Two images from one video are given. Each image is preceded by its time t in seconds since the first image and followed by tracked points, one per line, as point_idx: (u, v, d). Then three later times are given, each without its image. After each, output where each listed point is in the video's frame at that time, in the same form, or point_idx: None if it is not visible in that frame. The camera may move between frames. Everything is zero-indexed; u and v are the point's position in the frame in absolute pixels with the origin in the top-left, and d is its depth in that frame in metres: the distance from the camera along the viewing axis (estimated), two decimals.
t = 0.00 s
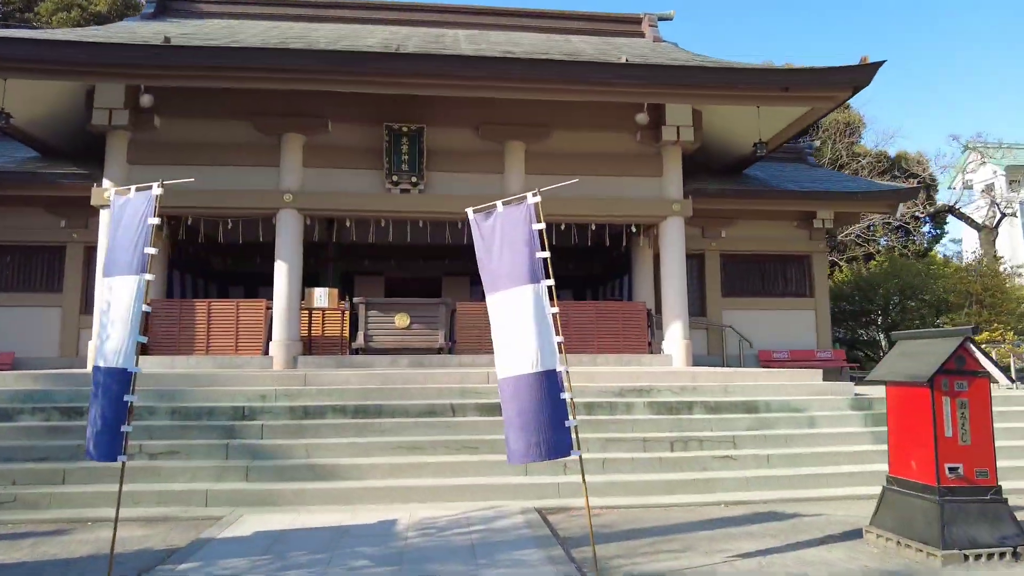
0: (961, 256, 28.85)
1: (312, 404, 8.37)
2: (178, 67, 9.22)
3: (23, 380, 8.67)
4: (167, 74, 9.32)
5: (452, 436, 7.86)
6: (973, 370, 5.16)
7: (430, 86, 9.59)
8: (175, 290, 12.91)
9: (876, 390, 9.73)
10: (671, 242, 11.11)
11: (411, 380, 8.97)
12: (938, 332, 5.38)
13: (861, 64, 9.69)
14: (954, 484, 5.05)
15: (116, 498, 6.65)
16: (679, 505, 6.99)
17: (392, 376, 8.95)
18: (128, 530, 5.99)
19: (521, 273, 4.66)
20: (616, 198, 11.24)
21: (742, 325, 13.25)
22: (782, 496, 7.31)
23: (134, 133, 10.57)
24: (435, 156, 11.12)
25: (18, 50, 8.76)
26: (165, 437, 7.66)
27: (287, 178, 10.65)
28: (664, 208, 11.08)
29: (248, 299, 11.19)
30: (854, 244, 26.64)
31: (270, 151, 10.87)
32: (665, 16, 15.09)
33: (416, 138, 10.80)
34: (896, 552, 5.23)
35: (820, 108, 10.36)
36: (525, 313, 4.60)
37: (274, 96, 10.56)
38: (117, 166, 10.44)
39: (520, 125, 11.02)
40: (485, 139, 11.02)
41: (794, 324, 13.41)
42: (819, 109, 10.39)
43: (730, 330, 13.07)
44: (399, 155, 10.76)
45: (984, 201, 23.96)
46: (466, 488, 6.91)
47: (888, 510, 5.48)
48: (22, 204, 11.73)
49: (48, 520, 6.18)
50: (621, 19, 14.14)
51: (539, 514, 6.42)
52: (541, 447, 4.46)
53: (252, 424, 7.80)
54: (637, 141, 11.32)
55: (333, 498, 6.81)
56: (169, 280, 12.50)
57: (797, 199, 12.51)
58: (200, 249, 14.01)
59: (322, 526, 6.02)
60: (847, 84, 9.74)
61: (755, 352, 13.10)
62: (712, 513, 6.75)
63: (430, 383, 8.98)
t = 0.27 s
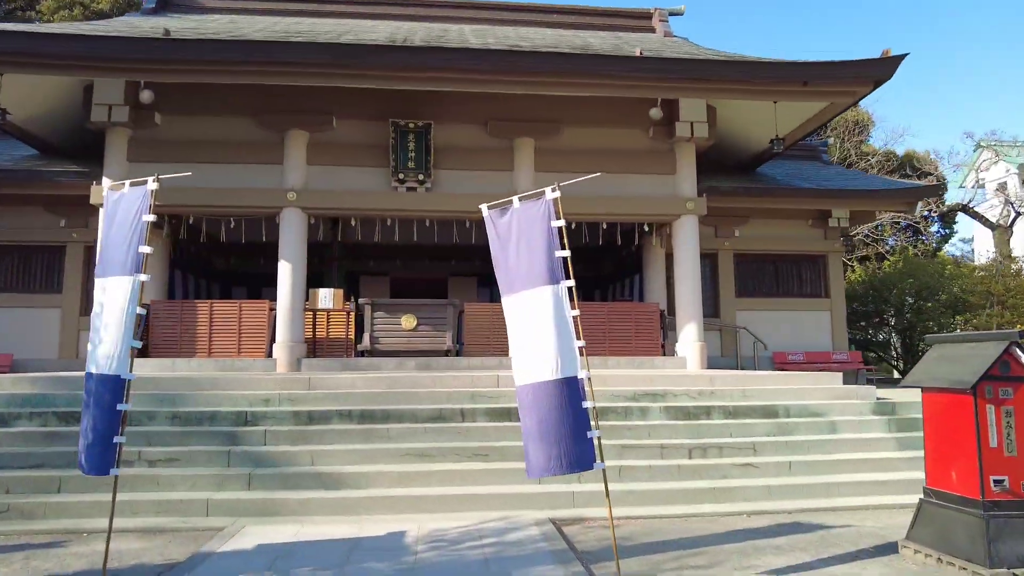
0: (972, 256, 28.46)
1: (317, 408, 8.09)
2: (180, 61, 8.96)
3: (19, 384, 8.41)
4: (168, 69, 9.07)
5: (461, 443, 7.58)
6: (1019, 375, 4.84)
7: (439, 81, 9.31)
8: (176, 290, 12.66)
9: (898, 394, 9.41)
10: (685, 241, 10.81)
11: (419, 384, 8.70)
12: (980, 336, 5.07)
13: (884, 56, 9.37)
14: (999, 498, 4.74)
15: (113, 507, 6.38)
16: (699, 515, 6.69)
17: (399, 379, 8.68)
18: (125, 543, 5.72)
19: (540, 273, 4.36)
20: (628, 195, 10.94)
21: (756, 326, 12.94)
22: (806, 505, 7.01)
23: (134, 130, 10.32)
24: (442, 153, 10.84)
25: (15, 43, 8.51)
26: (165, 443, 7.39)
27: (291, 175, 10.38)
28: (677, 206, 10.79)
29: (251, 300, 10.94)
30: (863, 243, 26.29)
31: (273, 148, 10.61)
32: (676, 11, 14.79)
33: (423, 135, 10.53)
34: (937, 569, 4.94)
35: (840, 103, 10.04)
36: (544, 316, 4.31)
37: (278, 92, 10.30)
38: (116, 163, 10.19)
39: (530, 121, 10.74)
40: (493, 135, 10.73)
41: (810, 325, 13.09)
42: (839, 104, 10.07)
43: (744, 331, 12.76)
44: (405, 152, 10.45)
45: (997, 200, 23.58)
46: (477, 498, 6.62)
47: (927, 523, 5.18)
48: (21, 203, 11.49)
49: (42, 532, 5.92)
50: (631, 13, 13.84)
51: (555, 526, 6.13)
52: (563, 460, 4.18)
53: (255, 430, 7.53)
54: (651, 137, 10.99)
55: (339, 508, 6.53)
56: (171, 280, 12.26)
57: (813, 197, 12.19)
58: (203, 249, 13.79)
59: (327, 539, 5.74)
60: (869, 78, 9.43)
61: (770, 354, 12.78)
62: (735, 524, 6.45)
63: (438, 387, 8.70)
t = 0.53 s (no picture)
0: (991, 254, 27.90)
1: (327, 409, 7.84)
2: (187, 52, 8.73)
3: (24, 383, 8.21)
4: (175, 60, 8.85)
5: (477, 445, 7.29)
6: None
7: (452, 71, 9.04)
8: (185, 288, 12.47)
9: (930, 395, 9.04)
10: (706, 237, 10.48)
11: (432, 383, 8.42)
12: None
13: (915, 43, 9.00)
14: None
15: (118, 511, 6.14)
16: (728, 521, 6.37)
17: (413, 379, 8.41)
18: (129, 549, 5.48)
19: (567, 264, 4.05)
20: (646, 190, 10.62)
21: (777, 325, 12.58)
22: (839, 511, 6.68)
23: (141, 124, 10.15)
24: (455, 147, 10.57)
25: (19, 34, 8.31)
26: (171, 445, 7.16)
27: (301, 170, 10.13)
28: (697, 201, 10.46)
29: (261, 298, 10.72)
30: (879, 242, 25.82)
31: (283, 142, 10.37)
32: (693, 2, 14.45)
33: (435, 128, 10.26)
34: None
35: (868, 92, 9.67)
36: (571, 311, 4.01)
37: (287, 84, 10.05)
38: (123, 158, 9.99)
39: (545, 114, 10.44)
40: (507, 128, 10.45)
41: (833, 324, 12.71)
42: (866, 93, 9.71)
43: (765, 329, 12.41)
44: (418, 146, 10.21)
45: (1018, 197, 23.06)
46: (494, 503, 6.33)
47: (980, 534, 4.83)
48: (28, 199, 11.32)
49: (44, 537, 5.69)
50: (648, 5, 13.52)
51: (577, 533, 5.83)
52: (595, 466, 3.89)
53: (264, 432, 7.28)
54: (669, 130, 10.70)
55: (351, 512, 6.26)
56: (179, 278, 12.06)
57: (837, 191, 11.82)
58: (212, 246, 13.60)
59: (338, 546, 5.47)
60: (899, 66, 9.06)
61: (792, 353, 12.42)
62: (766, 531, 6.13)
63: (452, 387, 8.42)
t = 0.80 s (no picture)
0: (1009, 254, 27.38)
1: (336, 414, 7.59)
2: (192, 47, 8.51)
3: (26, 387, 8.01)
4: (180, 55, 8.64)
5: (492, 452, 7.01)
6: None
7: (464, 66, 8.79)
8: (192, 290, 12.27)
9: (961, 399, 8.68)
10: (725, 237, 10.21)
11: (445, 387, 8.16)
12: None
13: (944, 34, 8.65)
14: None
15: (119, 522, 5.91)
16: (756, 534, 6.07)
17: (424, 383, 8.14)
18: (130, 562, 5.23)
19: (596, 263, 3.78)
20: (663, 188, 10.33)
21: (796, 326, 12.25)
22: (873, 523, 6.35)
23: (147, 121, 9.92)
24: (466, 144, 10.30)
25: (20, 29, 8.12)
26: (175, 451, 6.93)
27: (309, 169, 9.88)
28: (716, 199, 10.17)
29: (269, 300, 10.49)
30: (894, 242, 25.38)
31: (291, 140, 10.14)
32: None
33: (447, 125, 9.99)
34: None
35: (894, 86, 9.33)
36: (600, 314, 3.75)
37: (295, 81, 9.81)
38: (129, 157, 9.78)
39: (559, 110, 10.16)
40: (520, 125, 10.18)
41: (854, 326, 12.35)
42: (892, 87, 9.37)
43: (785, 331, 12.09)
44: (429, 144, 9.95)
45: None
46: (511, 514, 6.05)
47: None
48: (32, 200, 11.16)
49: (43, 549, 5.46)
50: None
51: (598, 546, 5.54)
52: (626, 481, 3.63)
53: (272, 438, 7.04)
54: (687, 126, 10.41)
55: (361, 523, 6.00)
56: (186, 279, 11.87)
57: (859, 189, 11.47)
58: (219, 246, 13.41)
59: (348, 560, 5.20)
60: (928, 58, 8.72)
61: (812, 356, 12.07)
62: (797, 544, 5.83)
63: (464, 392, 8.15)
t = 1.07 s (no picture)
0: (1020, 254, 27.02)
1: (340, 416, 7.32)
2: (193, 38, 8.27)
3: (21, 388, 7.76)
4: (180, 46, 8.39)
5: (501, 455, 6.74)
6: None
7: (472, 56, 8.53)
8: (193, 289, 12.03)
9: (987, 400, 8.36)
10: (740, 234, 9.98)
11: (452, 388, 7.88)
12: None
13: (970, 22, 8.34)
14: None
15: (114, 528, 5.65)
16: (781, 541, 5.78)
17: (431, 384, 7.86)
18: (124, 572, 4.97)
19: (620, 253, 3.52)
20: (675, 184, 10.06)
21: (811, 326, 11.94)
22: (903, 530, 6.05)
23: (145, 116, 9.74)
24: (473, 139, 10.04)
25: (15, 19, 7.89)
26: (174, 455, 6.67)
27: (313, 164, 9.64)
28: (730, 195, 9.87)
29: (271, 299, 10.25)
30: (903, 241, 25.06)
31: (293, 135, 9.89)
32: None
33: (453, 119, 9.74)
34: None
35: (916, 77, 9.02)
36: (625, 309, 3.49)
37: (298, 74, 9.56)
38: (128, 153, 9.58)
39: (569, 103, 9.89)
40: (528, 119, 9.92)
41: (870, 325, 12.04)
42: (914, 78, 9.06)
43: (799, 331, 11.79)
44: (435, 138, 9.70)
45: None
46: (523, 520, 5.78)
47: None
48: (31, 197, 10.93)
49: (34, 557, 5.21)
50: None
51: (616, 555, 5.26)
52: (653, 489, 3.35)
53: (273, 441, 6.78)
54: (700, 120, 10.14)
55: (366, 530, 5.73)
56: (186, 278, 11.63)
57: (876, 184, 11.16)
58: (221, 245, 13.17)
59: (352, 570, 4.93)
60: (953, 47, 8.42)
61: (828, 356, 11.77)
62: (824, 553, 5.53)
63: (473, 393, 7.87)
